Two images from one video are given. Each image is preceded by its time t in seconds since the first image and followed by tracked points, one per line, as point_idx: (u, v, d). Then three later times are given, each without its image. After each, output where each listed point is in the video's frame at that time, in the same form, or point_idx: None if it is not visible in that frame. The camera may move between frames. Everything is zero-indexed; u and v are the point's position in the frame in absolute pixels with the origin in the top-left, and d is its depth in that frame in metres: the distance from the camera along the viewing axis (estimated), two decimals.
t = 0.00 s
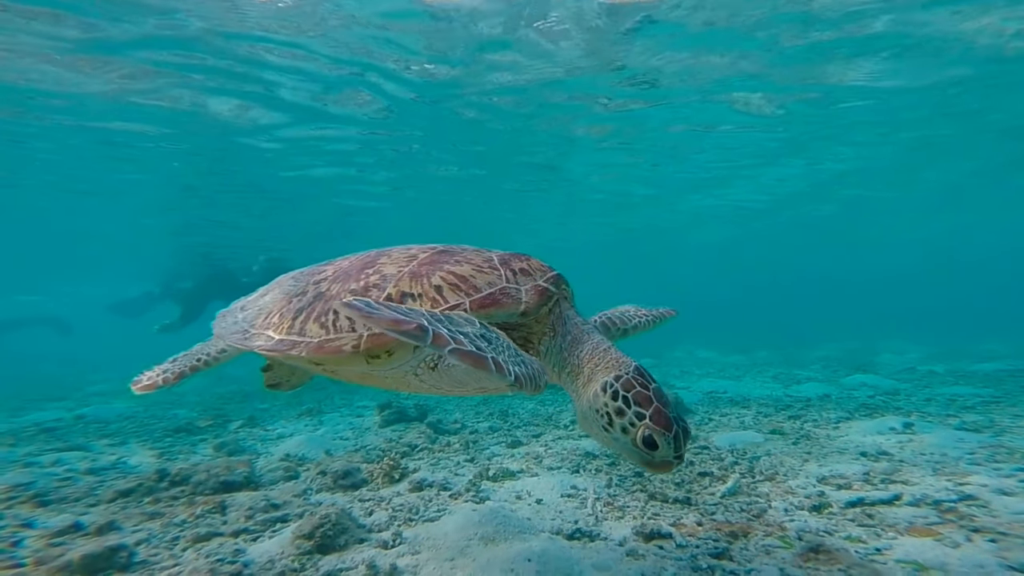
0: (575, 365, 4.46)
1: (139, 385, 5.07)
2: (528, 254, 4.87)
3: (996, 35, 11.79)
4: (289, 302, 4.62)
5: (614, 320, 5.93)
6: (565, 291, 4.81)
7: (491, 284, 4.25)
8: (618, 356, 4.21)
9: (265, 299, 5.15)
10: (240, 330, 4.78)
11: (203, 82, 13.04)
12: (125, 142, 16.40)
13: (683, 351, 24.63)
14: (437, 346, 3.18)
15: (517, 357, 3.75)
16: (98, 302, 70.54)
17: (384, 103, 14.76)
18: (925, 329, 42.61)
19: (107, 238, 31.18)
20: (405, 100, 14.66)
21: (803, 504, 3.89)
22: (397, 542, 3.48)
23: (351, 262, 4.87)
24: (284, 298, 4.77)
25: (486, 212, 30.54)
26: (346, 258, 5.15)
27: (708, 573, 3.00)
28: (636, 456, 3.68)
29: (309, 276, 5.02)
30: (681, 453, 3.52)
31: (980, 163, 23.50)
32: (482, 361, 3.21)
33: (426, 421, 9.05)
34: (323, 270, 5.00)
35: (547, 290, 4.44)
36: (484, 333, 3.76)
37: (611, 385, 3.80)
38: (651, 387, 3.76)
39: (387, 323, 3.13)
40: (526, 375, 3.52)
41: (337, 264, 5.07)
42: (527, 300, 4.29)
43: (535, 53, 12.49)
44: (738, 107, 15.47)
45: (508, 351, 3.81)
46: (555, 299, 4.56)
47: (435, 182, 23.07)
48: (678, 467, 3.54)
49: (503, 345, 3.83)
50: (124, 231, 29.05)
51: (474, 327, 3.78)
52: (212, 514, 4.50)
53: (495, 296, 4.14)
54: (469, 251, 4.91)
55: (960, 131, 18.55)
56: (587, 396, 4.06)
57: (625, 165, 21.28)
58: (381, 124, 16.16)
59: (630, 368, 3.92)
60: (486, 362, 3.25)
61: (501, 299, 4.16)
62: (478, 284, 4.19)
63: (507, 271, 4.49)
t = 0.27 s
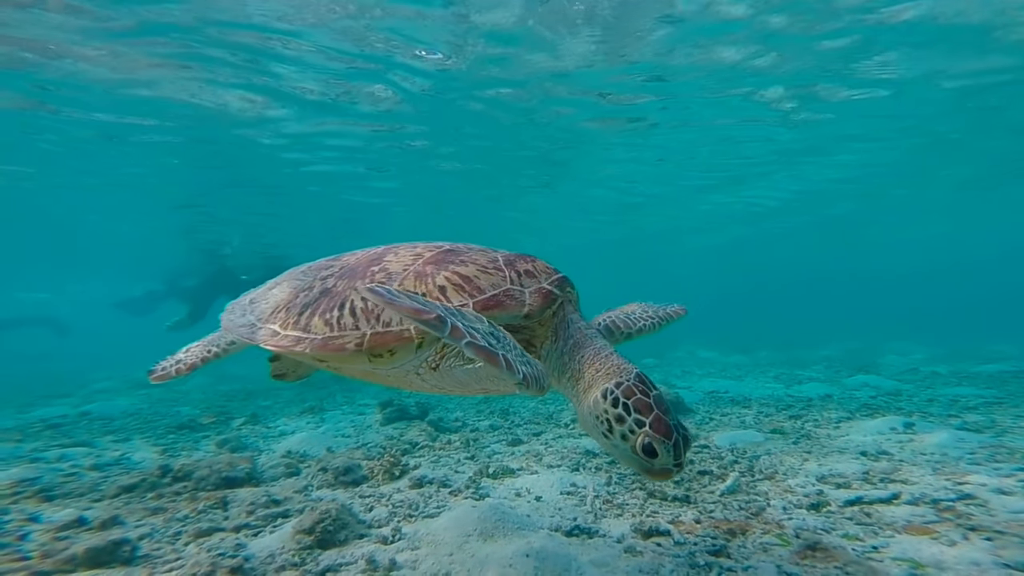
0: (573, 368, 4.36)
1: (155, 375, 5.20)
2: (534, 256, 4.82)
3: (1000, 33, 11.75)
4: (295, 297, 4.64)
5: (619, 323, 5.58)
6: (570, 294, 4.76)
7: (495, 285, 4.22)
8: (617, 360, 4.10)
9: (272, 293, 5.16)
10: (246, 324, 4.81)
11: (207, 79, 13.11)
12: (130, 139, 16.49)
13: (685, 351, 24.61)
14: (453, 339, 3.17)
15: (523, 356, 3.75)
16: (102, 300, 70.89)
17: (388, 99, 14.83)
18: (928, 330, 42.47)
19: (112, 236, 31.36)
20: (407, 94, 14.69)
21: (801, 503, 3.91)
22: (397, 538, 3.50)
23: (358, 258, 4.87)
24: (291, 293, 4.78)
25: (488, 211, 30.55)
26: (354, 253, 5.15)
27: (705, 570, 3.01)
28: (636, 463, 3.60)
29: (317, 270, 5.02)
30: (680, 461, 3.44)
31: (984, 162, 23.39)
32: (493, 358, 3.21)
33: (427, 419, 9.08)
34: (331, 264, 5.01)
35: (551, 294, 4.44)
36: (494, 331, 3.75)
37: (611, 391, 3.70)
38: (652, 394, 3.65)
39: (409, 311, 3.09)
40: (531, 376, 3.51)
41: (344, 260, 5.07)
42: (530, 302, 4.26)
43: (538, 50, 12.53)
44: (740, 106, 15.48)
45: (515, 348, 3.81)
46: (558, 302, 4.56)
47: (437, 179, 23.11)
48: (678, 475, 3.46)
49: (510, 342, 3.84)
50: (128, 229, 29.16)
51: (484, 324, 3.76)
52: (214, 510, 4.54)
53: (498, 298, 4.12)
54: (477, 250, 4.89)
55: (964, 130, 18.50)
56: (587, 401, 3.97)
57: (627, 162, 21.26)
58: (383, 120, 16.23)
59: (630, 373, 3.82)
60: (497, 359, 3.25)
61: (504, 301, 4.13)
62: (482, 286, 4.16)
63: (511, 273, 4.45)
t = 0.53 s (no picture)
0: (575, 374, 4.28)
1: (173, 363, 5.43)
2: (540, 257, 4.77)
3: (1007, 31, 11.73)
4: (303, 292, 4.66)
5: (623, 326, 5.29)
6: (576, 297, 4.68)
7: (499, 287, 4.20)
8: (619, 365, 4.02)
9: (281, 286, 5.17)
10: (255, 318, 4.86)
11: (216, 75, 13.21)
12: (137, 136, 16.61)
13: (687, 352, 24.58)
14: (469, 331, 3.16)
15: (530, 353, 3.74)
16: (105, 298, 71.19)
17: (393, 96, 14.89)
18: (931, 330, 42.41)
19: (118, 235, 31.50)
20: (412, 88, 14.68)
21: (800, 501, 3.92)
22: (397, 533, 3.52)
23: (367, 254, 4.88)
24: (300, 287, 4.80)
25: (491, 210, 30.58)
26: (364, 249, 5.16)
27: (703, 567, 3.02)
28: (636, 469, 3.51)
29: (326, 266, 5.03)
30: (680, 467, 3.34)
31: (989, 161, 23.31)
32: (506, 354, 3.20)
33: (428, 418, 9.10)
34: (340, 260, 5.03)
35: (555, 297, 4.37)
36: (504, 328, 3.70)
37: (612, 396, 3.62)
38: (652, 400, 3.55)
39: (430, 298, 3.04)
40: (537, 374, 3.50)
41: (353, 256, 5.09)
42: (534, 305, 4.23)
43: (545, 47, 12.60)
44: (744, 102, 15.50)
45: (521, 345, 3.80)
46: (563, 305, 4.47)
47: (441, 176, 23.17)
48: (677, 481, 3.37)
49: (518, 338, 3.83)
50: (133, 227, 29.30)
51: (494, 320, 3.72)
52: (217, 505, 4.57)
53: (502, 300, 4.10)
54: (484, 249, 4.87)
55: (968, 130, 18.48)
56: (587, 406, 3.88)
57: (630, 160, 21.26)
58: (389, 116, 16.33)
59: (631, 379, 3.74)
60: (509, 354, 3.25)
61: (508, 303, 4.11)
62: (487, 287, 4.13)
63: (516, 275, 4.43)
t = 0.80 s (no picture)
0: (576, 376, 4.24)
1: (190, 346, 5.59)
2: (547, 256, 4.79)
3: (1012, 34, 11.67)
4: (313, 283, 4.68)
5: (629, 326, 5.11)
6: (582, 298, 4.65)
7: (505, 286, 4.21)
8: (620, 368, 3.98)
9: (291, 276, 5.19)
10: (266, 307, 4.89)
11: (222, 76, 13.24)
12: (143, 135, 16.66)
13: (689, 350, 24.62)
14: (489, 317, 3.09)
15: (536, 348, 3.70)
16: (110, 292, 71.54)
17: (396, 96, 14.91)
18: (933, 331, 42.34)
19: (123, 230, 31.66)
20: (416, 88, 14.69)
21: (797, 497, 3.95)
22: (397, 524, 3.57)
23: (377, 247, 4.89)
24: (310, 277, 4.82)
25: (493, 207, 30.60)
26: (375, 242, 5.17)
27: (699, 560, 3.05)
28: (636, 471, 3.48)
29: (337, 258, 5.05)
30: (681, 470, 3.31)
31: (994, 161, 23.18)
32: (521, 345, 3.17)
33: (430, 413, 9.16)
34: (351, 252, 5.04)
35: (561, 297, 4.35)
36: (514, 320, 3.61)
37: (612, 398, 3.58)
38: (654, 403, 3.52)
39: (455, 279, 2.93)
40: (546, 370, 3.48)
41: (364, 248, 5.10)
42: (539, 304, 4.22)
43: (550, 50, 12.56)
44: (749, 104, 15.44)
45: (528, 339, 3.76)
46: (569, 306, 4.45)
47: (444, 173, 23.19)
48: (678, 485, 3.34)
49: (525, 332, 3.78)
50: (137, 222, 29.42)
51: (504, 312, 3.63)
52: (220, 496, 4.63)
53: (507, 299, 4.11)
54: (492, 247, 4.89)
55: (974, 130, 18.39)
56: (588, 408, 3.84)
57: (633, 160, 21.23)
58: (394, 116, 16.34)
59: (632, 381, 3.70)
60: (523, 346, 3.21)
61: (513, 301, 4.12)
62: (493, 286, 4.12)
63: (522, 274, 4.45)
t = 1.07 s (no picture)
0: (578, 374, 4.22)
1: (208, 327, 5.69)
2: (554, 255, 4.80)
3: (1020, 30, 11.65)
4: (322, 272, 4.71)
5: (634, 326, 5.06)
6: (588, 297, 4.65)
7: (510, 283, 4.22)
8: (623, 366, 3.96)
9: (301, 265, 5.22)
10: (276, 294, 4.93)
11: (230, 68, 13.33)
12: (150, 127, 16.75)
13: (691, 349, 24.59)
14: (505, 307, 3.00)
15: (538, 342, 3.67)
16: (114, 286, 71.86)
17: (403, 87, 14.96)
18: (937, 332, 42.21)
19: (129, 225, 31.84)
20: (421, 82, 14.76)
21: (795, 493, 3.97)
22: (397, 514, 3.61)
23: (387, 239, 4.91)
24: (320, 266, 4.86)
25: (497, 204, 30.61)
26: (386, 233, 5.19)
27: (695, 552, 3.08)
28: (637, 471, 3.48)
29: (347, 248, 5.08)
30: (683, 470, 3.31)
31: (1000, 161, 23.09)
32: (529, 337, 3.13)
33: (431, 408, 9.21)
34: (362, 242, 5.07)
35: (566, 296, 4.35)
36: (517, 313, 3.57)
37: (615, 398, 3.58)
38: (656, 403, 3.52)
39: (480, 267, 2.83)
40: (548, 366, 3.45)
41: (375, 239, 5.12)
42: (544, 302, 4.22)
43: (557, 41, 12.59)
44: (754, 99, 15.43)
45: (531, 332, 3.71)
46: (574, 305, 4.43)
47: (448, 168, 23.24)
48: (678, 484, 3.35)
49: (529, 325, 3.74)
50: (143, 217, 29.57)
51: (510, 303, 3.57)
52: (224, 486, 4.68)
53: (512, 296, 4.12)
54: (501, 243, 4.91)
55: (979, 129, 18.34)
56: (591, 407, 3.84)
57: (638, 155, 21.24)
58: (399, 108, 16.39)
59: (635, 381, 3.69)
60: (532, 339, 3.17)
61: (518, 299, 4.13)
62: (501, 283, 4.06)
63: (528, 271, 4.47)
